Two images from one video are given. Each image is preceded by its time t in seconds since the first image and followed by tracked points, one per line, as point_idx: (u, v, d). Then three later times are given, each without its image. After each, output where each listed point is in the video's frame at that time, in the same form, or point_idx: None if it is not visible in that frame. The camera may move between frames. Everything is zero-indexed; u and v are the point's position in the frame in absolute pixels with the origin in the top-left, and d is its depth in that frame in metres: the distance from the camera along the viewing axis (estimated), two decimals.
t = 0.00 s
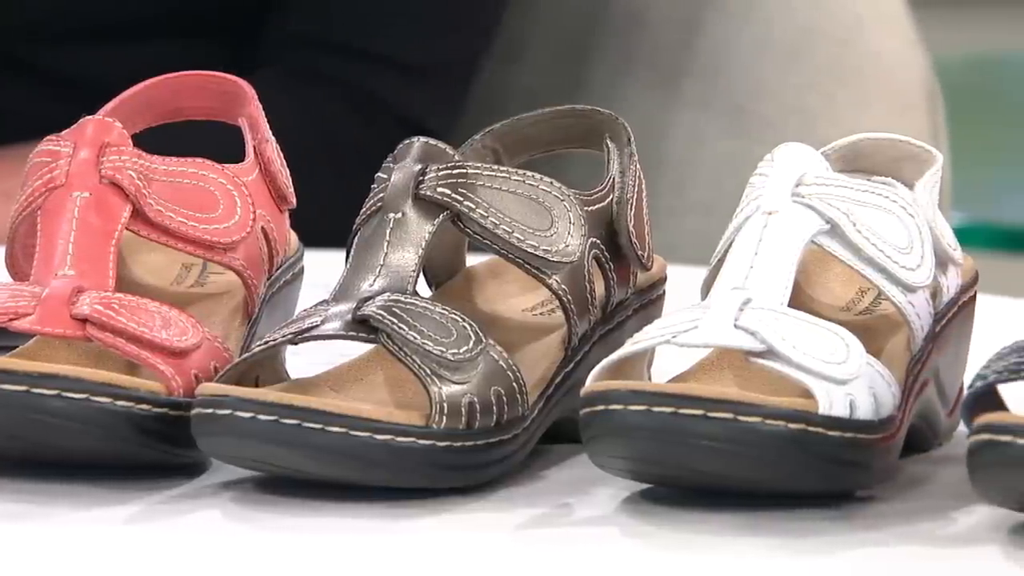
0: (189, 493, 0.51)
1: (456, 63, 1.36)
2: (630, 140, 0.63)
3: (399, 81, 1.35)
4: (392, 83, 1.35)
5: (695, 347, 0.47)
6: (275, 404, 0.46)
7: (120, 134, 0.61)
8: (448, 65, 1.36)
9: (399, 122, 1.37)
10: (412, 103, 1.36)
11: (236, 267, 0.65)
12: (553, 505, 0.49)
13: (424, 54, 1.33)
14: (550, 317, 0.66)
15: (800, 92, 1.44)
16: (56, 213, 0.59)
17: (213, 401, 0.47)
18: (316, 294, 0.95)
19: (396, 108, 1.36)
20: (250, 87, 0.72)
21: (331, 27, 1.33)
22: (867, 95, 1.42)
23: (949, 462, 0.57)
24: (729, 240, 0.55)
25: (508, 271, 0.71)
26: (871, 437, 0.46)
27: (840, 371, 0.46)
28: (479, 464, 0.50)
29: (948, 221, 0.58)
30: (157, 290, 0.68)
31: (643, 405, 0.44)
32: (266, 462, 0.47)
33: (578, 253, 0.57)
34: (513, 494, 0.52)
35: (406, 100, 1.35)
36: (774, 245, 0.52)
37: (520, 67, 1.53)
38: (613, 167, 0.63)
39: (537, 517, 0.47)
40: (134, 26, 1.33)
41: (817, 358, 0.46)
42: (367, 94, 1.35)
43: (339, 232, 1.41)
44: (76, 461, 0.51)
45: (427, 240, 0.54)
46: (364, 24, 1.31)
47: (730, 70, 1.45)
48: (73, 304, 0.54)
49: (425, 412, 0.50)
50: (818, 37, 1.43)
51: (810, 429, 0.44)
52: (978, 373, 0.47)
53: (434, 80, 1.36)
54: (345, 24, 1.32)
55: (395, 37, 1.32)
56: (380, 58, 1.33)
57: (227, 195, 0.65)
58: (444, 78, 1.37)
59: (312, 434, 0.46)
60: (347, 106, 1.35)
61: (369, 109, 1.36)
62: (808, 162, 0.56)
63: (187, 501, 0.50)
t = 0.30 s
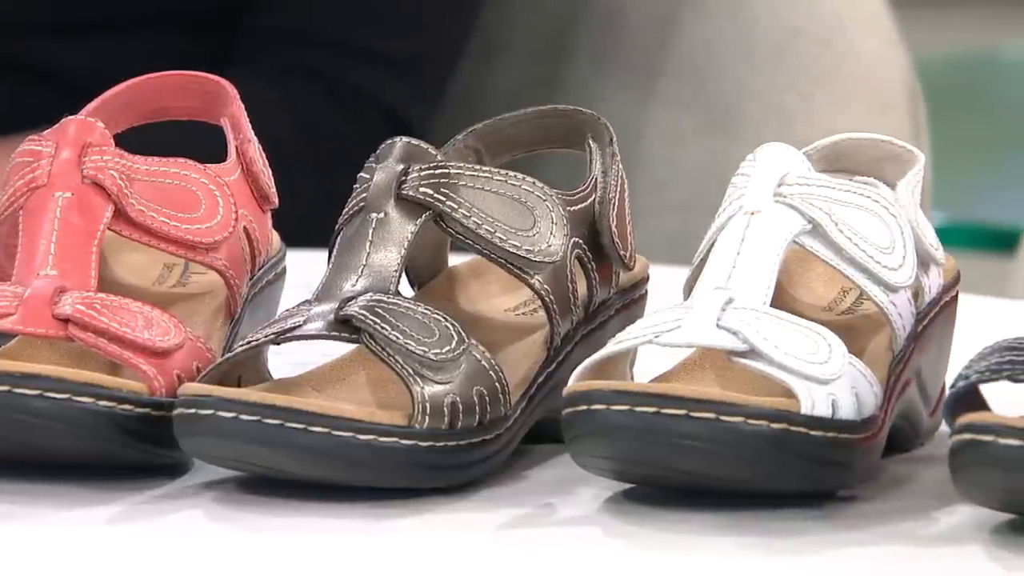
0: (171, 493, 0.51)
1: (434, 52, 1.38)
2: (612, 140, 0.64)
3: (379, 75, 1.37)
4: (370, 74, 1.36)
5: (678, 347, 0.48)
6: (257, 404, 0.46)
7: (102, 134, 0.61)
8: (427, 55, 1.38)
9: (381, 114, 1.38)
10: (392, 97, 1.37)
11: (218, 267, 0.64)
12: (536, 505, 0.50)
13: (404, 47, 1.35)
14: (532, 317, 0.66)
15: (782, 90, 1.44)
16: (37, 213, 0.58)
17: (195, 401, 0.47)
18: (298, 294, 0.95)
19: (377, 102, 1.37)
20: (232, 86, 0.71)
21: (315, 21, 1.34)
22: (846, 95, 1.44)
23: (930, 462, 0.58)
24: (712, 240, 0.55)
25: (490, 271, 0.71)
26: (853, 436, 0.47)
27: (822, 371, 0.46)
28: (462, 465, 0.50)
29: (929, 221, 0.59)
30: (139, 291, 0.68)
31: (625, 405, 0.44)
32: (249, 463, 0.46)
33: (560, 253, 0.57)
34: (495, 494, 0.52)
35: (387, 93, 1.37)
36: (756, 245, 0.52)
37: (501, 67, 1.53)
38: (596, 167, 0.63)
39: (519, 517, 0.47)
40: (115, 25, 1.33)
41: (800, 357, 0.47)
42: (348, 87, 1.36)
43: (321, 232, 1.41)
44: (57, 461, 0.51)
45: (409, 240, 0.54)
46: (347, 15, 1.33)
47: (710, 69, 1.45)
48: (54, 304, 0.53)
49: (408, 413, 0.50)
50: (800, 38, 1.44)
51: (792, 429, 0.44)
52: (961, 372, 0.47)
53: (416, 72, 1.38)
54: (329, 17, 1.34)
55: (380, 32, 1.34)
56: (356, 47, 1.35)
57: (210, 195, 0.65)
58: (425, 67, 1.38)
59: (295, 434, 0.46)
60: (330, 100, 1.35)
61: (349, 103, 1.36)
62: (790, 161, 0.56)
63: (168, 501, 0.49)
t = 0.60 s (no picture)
0: (152, 493, 0.51)
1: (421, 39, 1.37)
2: (593, 140, 0.64)
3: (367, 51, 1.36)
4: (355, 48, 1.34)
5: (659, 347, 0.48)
6: (239, 404, 0.46)
7: (83, 133, 0.61)
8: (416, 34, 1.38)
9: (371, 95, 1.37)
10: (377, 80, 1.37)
11: (200, 267, 0.64)
12: (518, 505, 0.50)
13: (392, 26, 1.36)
14: (513, 317, 0.66)
15: (763, 87, 1.45)
16: (18, 213, 0.58)
17: (176, 401, 0.47)
18: (279, 293, 0.95)
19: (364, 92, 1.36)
20: (213, 86, 0.71)
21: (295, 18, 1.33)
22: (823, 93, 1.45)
23: (909, 462, 0.58)
24: (694, 240, 0.55)
25: (472, 271, 0.71)
26: (834, 435, 0.47)
27: (804, 370, 0.47)
28: (443, 465, 0.50)
29: (910, 221, 0.59)
30: (119, 291, 0.68)
31: (607, 405, 0.45)
32: (231, 463, 0.46)
33: (542, 253, 0.57)
34: (476, 494, 0.52)
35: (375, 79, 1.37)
36: (738, 245, 0.52)
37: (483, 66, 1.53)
38: (577, 167, 0.63)
39: (501, 517, 0.47)
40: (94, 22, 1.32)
41: (781, 357, 0.47)
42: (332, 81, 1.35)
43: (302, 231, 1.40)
44: (38, 461, 0.50)
45: (391, 240, 0.54)
46: None
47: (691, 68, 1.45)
48: (35, 304, 0.53)
49: (389, 413, 0.50)
50: (780, 38, 1.44)
51: (773, 428, 0.45)
52: (943, 372, 0.47)
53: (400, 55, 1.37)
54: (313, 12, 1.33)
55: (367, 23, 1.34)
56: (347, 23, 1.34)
57: (191, 195, 0.64)
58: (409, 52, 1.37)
59: (276, 435, 0.46)
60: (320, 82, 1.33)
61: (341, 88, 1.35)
62: (771, 162, 0.56)
63: (149, 501, 0.49)
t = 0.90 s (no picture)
0: (134, 493, 0.51)
1: (405, 42, 1.37)
2: (575, 140, 0.64)
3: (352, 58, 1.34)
4: (342, 57, 1.34)
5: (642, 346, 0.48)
6: (221, 404, 0.46)
7: (64, 134, 0.61)
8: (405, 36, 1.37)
9: (358, 103, 1.37)
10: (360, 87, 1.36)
11: (182, 266, 0.64)
12: (500, 505, 0.50)
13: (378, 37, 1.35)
14: (496, 317, 0.66)
15: (744, 87, 1.45)
16: None
17: (159, 401, 0.47)
18: (261, 293, 0.94)
19: (348, 98, 1.36)
20: (195, 86, 0.71)
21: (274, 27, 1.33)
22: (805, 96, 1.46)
23: (889, 461, 0.58)
24: (676, 240, 0.56)
25: (454, 271, 0.71)
26: (814, 434, 0.47)
27: (786, 370, 0.47)
28: (426, 465, 0.50)
29: (892, 221, 0.60)
30: (101, 291, 0.67)
31: (589, 405, 0.45)
32: (213, 463, 0.46)
33: (523, 253, 0.57)
34: (459, 494, 0.52)
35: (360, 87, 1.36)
36: (719, 244, 0.53)
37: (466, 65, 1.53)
38: (559, 167, 0.63)
39: (483, 517, 0.47)
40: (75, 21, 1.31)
41: (762, 357, 0.47)
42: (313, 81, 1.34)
43: (284, 231, 1.40)
44: (19, 460, 0.50)
45: (373, 240, 0.54)
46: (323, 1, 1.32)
47: (673, 71, 1.46)
48: (16, 305, 0.53)
49: (371, 413, 0.50)
50: (762, 38, 1.45)
51: (755, 427, 0.45)
52: (924, 372, 0.47)
53: (385, 57, 1.36)
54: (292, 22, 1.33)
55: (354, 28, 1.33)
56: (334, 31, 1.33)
57: (173, 194, 0.64)
58: (395, 56, 1.37)
59: (258, 434, 0.45)
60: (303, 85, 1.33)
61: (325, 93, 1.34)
62: (753, 161, 0.56)
63: (129, 501, 0.49)
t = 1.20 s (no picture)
0: (120, 493, 0.51)
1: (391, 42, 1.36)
2: (562, 140, 0.64)
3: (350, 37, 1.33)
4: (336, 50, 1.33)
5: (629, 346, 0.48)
6: (207, 404, 0.46)
7: (50, 133, 0.61)
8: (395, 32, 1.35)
9: (348, 99, 1.34)
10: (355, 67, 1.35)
11: (168, 267, 0.64)
12: (487, 505, 0.50)
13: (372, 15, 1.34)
14: (482, 317, 0.66)
15: (731, 86, 1.45)
16: None
17: (145, 401, 0.47)
18: (248, 293, 0.94)
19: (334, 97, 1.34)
20: (181, 86, 0.71)
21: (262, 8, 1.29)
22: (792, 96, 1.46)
23: (874, 460, 0.59)
24: (662, 240, 0.56)
25: (440, 271, 0.71)
26: (800, 434, 0.47)
27: (773, 370, 0.47)
28: (412, 465, 0.50)
29: (877, 221, 0.60)
30: (86, 291, 0.67)
31: (576, 404, 0.45)
32: (200, 463, 0.46)
33: (510, 253, 0.57)
34: (445, 494, 0.52)
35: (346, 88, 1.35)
36: (706, 244, 0.53)
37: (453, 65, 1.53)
38: (546, 167, 0.63)
39: (470, 517, 0.47)
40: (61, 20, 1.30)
41: (749, 356, 0.47)
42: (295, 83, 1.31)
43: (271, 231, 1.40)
44: (5, 460, 0.50)
45: (359, 240, 0.54)
46: None
47: (660, 70, 1.46)
48: (2, 305, 0.53)
49: (358, 413, 0.50)
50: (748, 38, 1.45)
51: (742, 427, 0.45)
52: (910, 373, 0.47)
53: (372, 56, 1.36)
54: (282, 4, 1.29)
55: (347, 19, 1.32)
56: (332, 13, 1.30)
57: (159, 194, 0.64)
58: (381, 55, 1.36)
59: (245, 434, 0.45)
60: (301, 68, 1.31)
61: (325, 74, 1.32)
62: (739, 161, 0.57)
63: (115, 501, 0.49)
